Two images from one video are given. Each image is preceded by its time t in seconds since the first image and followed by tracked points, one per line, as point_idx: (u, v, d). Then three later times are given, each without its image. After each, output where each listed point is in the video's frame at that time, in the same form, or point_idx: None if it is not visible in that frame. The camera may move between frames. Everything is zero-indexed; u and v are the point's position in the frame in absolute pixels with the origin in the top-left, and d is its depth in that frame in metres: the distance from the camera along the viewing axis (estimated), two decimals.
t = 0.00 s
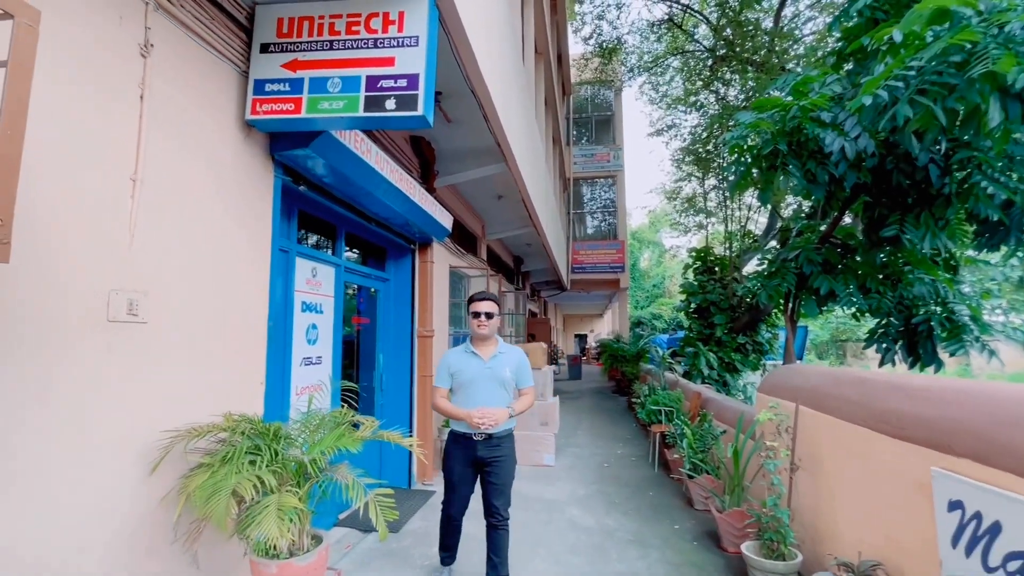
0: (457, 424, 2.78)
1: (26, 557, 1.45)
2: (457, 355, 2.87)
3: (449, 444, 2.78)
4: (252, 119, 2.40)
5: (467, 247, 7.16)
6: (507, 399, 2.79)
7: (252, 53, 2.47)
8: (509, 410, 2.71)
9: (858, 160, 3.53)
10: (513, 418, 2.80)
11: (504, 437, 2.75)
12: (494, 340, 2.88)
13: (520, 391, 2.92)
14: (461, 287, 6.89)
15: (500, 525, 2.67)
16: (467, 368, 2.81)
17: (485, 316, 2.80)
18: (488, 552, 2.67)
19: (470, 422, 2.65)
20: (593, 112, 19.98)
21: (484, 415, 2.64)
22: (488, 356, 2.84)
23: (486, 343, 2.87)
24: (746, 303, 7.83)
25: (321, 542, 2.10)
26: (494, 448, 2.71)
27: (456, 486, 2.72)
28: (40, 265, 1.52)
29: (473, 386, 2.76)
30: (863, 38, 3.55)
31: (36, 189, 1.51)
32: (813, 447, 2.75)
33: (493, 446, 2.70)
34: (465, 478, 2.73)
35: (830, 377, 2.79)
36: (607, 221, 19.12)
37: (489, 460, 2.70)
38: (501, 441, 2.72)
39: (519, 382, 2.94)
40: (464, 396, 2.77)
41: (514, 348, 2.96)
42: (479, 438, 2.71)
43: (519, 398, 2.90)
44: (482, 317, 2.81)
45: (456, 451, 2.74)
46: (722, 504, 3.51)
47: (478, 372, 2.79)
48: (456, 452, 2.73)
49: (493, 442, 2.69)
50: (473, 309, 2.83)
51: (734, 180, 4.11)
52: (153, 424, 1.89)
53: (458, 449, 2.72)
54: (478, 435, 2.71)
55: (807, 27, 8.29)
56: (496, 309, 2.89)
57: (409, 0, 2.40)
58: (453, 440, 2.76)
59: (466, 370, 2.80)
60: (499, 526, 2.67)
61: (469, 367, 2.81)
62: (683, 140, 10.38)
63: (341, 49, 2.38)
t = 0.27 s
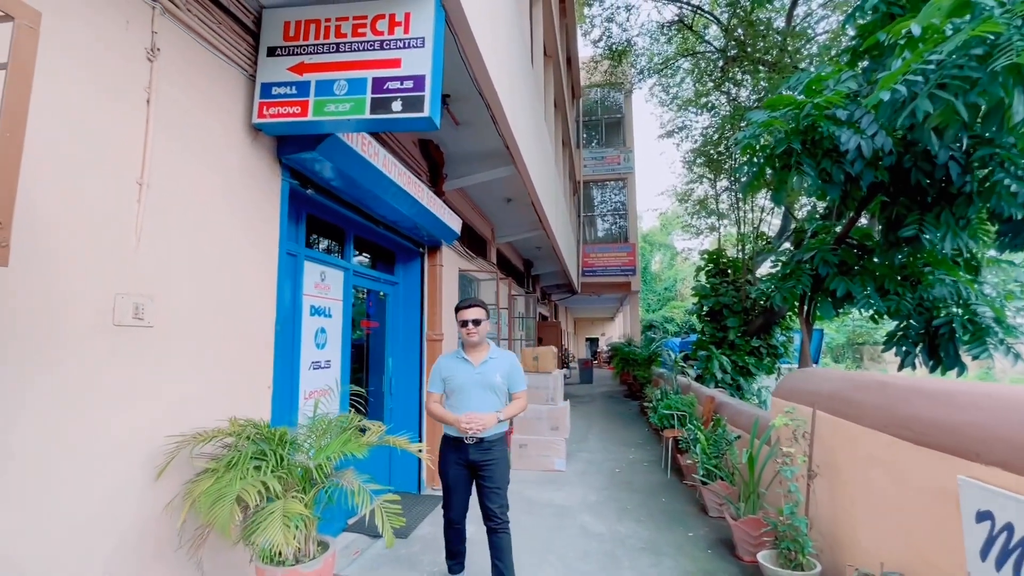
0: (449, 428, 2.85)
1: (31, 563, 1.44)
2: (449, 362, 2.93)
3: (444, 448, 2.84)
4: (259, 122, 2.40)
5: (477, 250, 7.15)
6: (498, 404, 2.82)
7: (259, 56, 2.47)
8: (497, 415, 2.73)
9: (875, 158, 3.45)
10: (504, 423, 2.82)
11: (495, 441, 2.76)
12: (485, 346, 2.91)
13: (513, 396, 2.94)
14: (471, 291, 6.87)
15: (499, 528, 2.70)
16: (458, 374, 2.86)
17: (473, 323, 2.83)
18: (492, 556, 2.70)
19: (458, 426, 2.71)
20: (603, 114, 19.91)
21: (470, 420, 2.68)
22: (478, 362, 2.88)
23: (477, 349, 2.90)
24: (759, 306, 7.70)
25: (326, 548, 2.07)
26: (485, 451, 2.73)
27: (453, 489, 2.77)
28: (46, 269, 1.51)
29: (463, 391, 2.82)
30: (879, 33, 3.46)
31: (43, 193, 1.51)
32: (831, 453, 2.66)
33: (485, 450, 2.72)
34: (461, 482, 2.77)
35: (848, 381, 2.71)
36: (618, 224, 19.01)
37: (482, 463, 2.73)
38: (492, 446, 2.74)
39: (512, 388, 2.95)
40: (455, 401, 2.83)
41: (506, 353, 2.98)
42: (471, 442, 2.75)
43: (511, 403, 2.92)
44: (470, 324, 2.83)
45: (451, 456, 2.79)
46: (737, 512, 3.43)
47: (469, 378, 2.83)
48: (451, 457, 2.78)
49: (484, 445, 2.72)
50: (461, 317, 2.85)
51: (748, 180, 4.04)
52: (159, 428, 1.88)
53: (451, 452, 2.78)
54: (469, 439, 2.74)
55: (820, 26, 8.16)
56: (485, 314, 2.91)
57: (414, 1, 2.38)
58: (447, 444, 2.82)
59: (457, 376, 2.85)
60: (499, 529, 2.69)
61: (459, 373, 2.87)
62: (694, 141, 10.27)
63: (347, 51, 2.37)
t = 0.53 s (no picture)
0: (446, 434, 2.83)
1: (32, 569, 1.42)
2: (442, 368, 2.92)
3: (443, 450, 2.84)
4: (265, 123, 2.39)
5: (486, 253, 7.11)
6: (494, 407, 2.83)
7: (266, 58, 2.46)
8: (493, 418, 2.73)
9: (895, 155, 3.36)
10: (500, 425, 2.83)
11: (493, 442, 2.77)
12: (477, 349, 2.91)
13: (507, 398, 2.96)
14: (480, 294, 6.83)
15: (501, 528, 2.69)
16: (452, 380, 2.85)
17: (465, 327, 2.83)
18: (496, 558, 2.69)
19: (455, 433, 2.68)
20: (613, 117, 19.83)
21: (468, 426, 2.66)
22: (472, 367, 2.87)
23: (470, 353, 2.91)
24: (773, 308, 7.59)
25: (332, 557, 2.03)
26: (484, 452, 2.74)
27: (453, 491, 2.76)
28: (48, 270, 1.50)
29: (459, 397, 2.81)
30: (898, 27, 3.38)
31: (47, 193, 1.50)
32: (853, 460, 2.57)
33: (483, 450, 2.73)
34: (461, 482, 2.77)
35: (870, 386, 2.62)
36: (628, 226, 18.90)
37: (481, 463, 2.73)
38: (490, 446, 2.74)
39: (505, 389, 2.98)
40: (451, 407, 2.82)
41: (499, 355, 3.00)
42: (469, 444, 2.75)
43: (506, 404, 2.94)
44: (463, 328, 2.83)
45: (450, 457, 2.79)
46: (753, 520, 3.35)
47: (464, 383, 2.83)
48: (450, 458, 2.78)
49: (482, 446, 2.73)
50: (453, 322, 2.85)
51: (762, 179, 3.96)
52: (163, 431, 1.85)
53: (449, 454, 2.77)
54: (467, 443, 2.74)
55: (833, 24, 8.04)
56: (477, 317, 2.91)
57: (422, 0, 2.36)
58: (445, 447, 2.82)
59: (453, 383, 2.85)
60: (500, 529, 2.69)
61: (453, 378, 2.85)
62: (705, 142, 10.17)
63: (354, 51, 2.35)
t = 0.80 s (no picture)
0: (448, 434, 2.78)
1: None
2: (440, 368, 2.84)
3: (445, 452, 2.80)
4: (267, 120, 2.34)
5: (493, 254, 7.06)
6: (496, 405, 2.84)
7: (268, 53, 2.42)
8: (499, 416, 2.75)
9: (915, 150, 3.25)
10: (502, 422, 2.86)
11: (496, 441, 2.78)
12: (476, 349, 2.90)
13: (505, 394, 2.99)
14: (487, 295, 6.78)
15: (507, 526, 2.70)
16: (454, 379, 2.80)
17: (464, 326, 2.80)
18: (500, 555, 2.71)
19: (464, 433, 2.64)
20: (620, 117, 19.74)
21: (476, 425, 2.64)
22: (473, 366, 2.85)
23: (470, 352, 2.88)
24: (785, 309, 7.48)
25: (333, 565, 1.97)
26: (487, 450, 2.74)
27: (458, 493, 2.72)
28: (39, 268, 1.44)
29: (463, 397, 2.77)
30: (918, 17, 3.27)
31: (40, 189, 1.45)
32: (875, 465, 2.47)
33: (487, 449, 2.72)
34: (466, 483, 2.74)
35: (894, 389, 2.51)
36: (636, 227, 18.78)
37: (485, 463, 2.72)
38: (494, 445, 2.75)
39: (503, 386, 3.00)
40: (455, 407, 2.77)
41: (498, 353, 3.01)
42: (473, 444, 2.73)
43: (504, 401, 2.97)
44: (461, 328, 2.79)
45: (453, 458, 2.76)
46: (769, 526, 3.25)
47: (467, 383, 2.79)
48: (453, 459, 2.75)
49: (487, 445, 2.72)
50: (452, 322, 2.81)
51: (775, 177, 3.87)
52: (161, 434, 1.80)
53: (453, 455, 2.74)
54: (473, 442, 2.72)
55: (845, 21, 7.91)
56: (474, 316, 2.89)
57: None
58: (448, 448, 2.78)
59: (454, 383, 2.79)
60: (506, 528, 2.69)
61: (455, 378, 2.80)
62: (714, 141, 10.05)
63: (357, 44, 2.29)
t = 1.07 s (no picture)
0: (454, 438, 2.74)
1: None
2: (445, 371, 2.78)
3: (449, 456, 2.74)
4: (270, 118, 2.30)
5: (501, 255, 7.00)
6: (502, 407, 2.81)
7: (271, 50, 2.38)
8: (506, 419, 2.73)
9: (937, 147, 3.14)
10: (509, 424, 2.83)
11: (502, 444, 2.77)
12: (481, 351, 2.84)
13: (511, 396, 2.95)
14: (495, 296, 6.72)
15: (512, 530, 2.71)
16: (460, 383, 2.74)
17: (468, 328, 2.74)
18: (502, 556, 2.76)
19: (471, 437, 2.61)
20: (629, 117, 19.61)
21: (484, 428, 2.61)
22: (479, 368, 2.80)
23: (475, 355, 2.84)
24: (798, 311, 7.35)
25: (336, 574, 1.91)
26: (495, 455, 2.73)
27: (465, 498, 2.68)
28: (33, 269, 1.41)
29: (469, 400, 2.72)
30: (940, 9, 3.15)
31: (32, 186, 1.41)
32: (899, 474, 2.36)
33: (494, 453, 2.71)
34: (473, 488, 2.71)
35: (919, 395, 2.41)
36: (645, 229, 18.64)
37: (493, 467, 2.71)
38: (501, 449, 2.73)
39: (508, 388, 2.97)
40: (461, 410, 2.72)
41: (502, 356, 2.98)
42: (480, 448, 2.70)
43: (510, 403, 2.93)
44: (466, 330, 2.74)
45: (459, 463, 2.71)
46: (785, 535, 3.15)
47: (473, 386, 2.74)
48: (460, 463, 2.70)
49: (494, 449, 2.70)
50: (455, 324, 2.75)
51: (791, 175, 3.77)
52: (159, 439, 1.76)
53: (460, 459, 2.69)
54: (480, 445, 2.69)
55: (858, 18, 7.76)
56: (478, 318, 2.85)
57: None
58: (453, 452, 2.73)
59: (459, 387, 2.73)
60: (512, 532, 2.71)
61: (461, 381, 2.75)
62: (724, 141, 9.93)
63: (361, 40, 2.24)
